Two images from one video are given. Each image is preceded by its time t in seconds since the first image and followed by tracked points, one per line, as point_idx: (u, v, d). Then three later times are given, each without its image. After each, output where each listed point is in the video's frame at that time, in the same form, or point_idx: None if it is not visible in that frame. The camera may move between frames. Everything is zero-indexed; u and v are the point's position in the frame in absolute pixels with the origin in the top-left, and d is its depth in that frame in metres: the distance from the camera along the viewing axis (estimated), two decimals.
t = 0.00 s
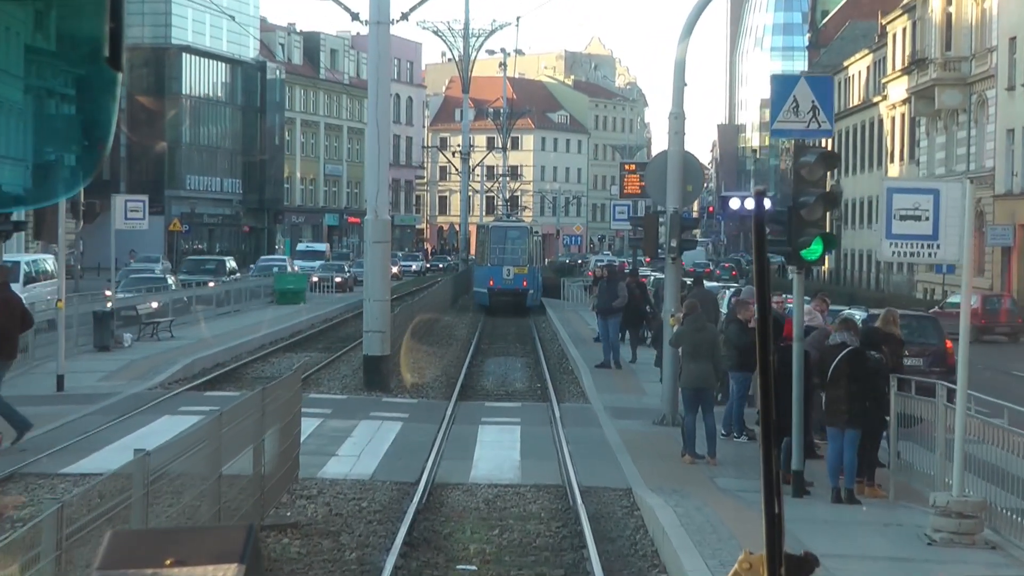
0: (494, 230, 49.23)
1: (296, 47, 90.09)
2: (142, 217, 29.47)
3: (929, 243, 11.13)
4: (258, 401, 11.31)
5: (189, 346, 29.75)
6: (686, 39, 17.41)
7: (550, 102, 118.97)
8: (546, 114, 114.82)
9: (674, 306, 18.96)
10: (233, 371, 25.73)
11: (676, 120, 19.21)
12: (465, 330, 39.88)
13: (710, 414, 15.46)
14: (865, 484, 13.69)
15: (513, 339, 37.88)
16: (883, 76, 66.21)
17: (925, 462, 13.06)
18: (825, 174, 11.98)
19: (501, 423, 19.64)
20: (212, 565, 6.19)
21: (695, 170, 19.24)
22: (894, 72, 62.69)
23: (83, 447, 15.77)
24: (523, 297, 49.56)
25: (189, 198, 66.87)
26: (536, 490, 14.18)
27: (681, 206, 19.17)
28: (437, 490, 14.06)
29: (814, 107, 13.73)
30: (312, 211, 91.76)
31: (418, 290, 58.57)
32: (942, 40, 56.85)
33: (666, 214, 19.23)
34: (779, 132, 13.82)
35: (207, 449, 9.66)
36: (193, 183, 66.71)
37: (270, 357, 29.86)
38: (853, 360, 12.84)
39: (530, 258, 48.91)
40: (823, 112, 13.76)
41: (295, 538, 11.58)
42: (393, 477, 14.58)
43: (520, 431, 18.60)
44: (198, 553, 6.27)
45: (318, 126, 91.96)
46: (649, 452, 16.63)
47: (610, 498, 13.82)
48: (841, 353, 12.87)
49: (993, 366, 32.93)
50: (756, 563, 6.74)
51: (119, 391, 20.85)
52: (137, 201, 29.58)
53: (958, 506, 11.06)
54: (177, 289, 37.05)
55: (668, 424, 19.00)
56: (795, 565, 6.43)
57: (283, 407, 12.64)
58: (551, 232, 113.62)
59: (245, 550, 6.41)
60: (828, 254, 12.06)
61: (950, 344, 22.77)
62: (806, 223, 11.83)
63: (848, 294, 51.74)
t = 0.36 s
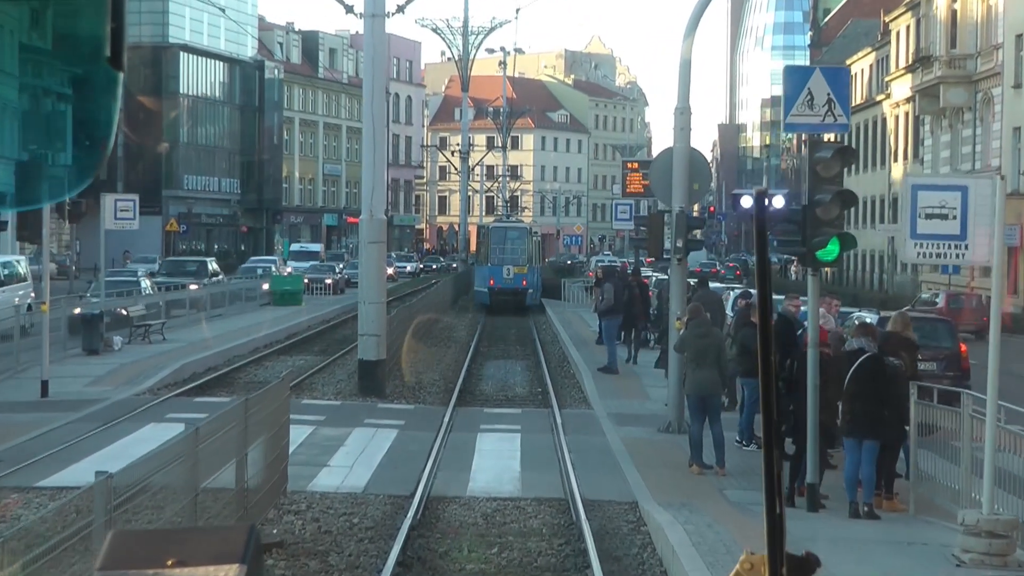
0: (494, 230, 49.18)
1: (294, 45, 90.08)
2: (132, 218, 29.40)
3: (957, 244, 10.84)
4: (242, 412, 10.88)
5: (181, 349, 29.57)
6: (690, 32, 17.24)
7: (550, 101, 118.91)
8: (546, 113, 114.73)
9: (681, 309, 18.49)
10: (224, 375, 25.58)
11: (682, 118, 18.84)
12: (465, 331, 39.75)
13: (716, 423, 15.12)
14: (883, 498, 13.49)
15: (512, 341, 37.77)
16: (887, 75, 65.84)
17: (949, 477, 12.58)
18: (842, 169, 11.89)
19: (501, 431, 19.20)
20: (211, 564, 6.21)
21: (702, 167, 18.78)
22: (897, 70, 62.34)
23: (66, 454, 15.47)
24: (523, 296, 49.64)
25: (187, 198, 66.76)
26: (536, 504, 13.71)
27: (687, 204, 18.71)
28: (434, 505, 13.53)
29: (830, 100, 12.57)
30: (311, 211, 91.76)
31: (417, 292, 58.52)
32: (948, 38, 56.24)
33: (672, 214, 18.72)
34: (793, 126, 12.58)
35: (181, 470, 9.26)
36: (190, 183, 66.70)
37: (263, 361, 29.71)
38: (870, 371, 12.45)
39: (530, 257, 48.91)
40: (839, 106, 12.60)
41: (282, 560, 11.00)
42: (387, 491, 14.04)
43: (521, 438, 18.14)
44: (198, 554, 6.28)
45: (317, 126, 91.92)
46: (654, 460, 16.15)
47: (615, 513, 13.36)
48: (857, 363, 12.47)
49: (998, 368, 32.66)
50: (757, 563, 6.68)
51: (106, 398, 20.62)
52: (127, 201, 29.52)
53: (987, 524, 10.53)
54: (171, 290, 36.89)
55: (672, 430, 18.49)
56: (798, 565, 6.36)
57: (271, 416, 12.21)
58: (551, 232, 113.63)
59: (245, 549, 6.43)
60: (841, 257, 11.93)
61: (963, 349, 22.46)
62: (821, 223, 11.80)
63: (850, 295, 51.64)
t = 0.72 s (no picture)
0: (493, 230, 49.22)
1: (292, 43, 90.16)
2: (122, 218, 29.42)
3: (988, 244, 12.18)
4: (222, 424, 10.10)
5: (173, 353, 29.51)
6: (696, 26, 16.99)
7: (550, 101, 118.97)
8: (545, 113, 114.71)
9: (687, 313, 17.95)
10: (214, 380, 25.46)
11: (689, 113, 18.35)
12: (465, 332, 39.74)
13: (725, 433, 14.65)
14: (902, 512, 13.03)
15: (510, 342, 37.86)
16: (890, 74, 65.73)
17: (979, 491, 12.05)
18: (858, 168, 11.53)
19: (500, 439, 19.02)
20: (214, 564, 6.28)
21: (709, 164, 18.34)
22: (902, 68, 62.26)
23: (49, 461, 15.31)
24: (523, 296, 49.76)
25: (183, 198, 67.10)
26: (537, 519, 13.27)
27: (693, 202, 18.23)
28: (427, 522, 13.02)
29: (848, 93, 12.24)
30: (309, 211, 91.91)
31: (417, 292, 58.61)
32: (952, 36, 55.81)
33: (679, 213, 18.35)
34: (808, 120, 12.30)
35: (155, 489, 8.49)
36: (187, 183, 66.90)
37: (256, 364, 29.60)
38: (891, 378, 11.86)
39: (529, 258, 49.03)
40: (857, 99, 12.24)
41: None
42: (379, 505, 13.59)
43: (520, 448, 17.85)
44: (199, 553, 6.36)
45: (315, 126, 92.06)
46: (661, 473, 15.70)
47: (619, 529, 12.87)
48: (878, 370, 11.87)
49: (1000, 370, 32.50)
50: (758, 564, 6.60)
51: (90, 404, 20.53)
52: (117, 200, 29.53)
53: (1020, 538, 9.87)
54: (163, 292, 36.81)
55: (679, 440, 18.22)
56: (798, 566, 6.32)
57: (255, 427, 11.43)
58: (551, 232, 113.78)
59: (248, 550, 6.47)
60: (863, 256, 11.64)
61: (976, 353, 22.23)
62: (837, 223, 11.51)
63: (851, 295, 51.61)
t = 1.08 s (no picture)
0: (492, 230, 49.16)
1: (290, 42, 90.08)
2: (109, 213, 29.54)
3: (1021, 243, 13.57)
4: (199, 437, 9.44)
5: (161, 355, 29.34)
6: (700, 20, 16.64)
7: (550, 100, 118.84)
8: (544, 112, 114.47)
9: (694, 315, 17.69)
10: (204, 384, 25.23)
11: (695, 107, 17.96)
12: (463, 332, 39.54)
13: (734, 442, 13.80)
14: (924, 527, 12.02)
15: (510, 343, 37.72)
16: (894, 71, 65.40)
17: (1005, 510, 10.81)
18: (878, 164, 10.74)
19: (499, 447, 18.86)
20: (214, 564, 6.22)
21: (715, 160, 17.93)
22: (905, 66, 61.96)
23: (30, 469, 15.03)
24: (522, 295, 49.72)
25: (180, 198, 67.02)
26: (539, 535, 12.56)
27: (700, 199, 17.87)
28: (422, 541, 12.20)
29: (865, 84, 11.66)
30: (307, 211, 91.82)
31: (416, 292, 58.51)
32: (957, 33, 55.29)
33: (685, 212, 17.86)
34: (824, 112, 11.64)
35: (120, 511, 7.78)
36: (184, 183, 66.89)
37: (247, 368, 29.40)
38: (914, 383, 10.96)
39: (528, 257, 49.01)
40: (875, 90, 11.68)
41: None
42: (371, 520, 12.85)
43: (519, 457, 17.56)
44: (200, 554, 6.29)
45: (313, 125, 92.00)
46: (666, 483, 15.18)
47: (625, 546, 12.20)
48: (901, 375, 11.16)
49: (1006, 371, 32.13)
50: (758, 563, 6.54)
51: (74, 410, 20.32)
52: (105, 197, 29.48)
53: None
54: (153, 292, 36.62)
55: (685, 447, 18.00)
56: (799, 566, 6.26)
57: (237, 438, 10.76)
58: (550, 232, 113.71)
59: (249, 550, 6.40)
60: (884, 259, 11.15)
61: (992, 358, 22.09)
62: (856, 222, 10.68)
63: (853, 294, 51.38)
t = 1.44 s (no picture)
0: (491, 231, 49.18)
1: (288, 42, 89.96)
2: (98, 215, 29.40)
3: None
4: (170, 457, 9.12)
5: (151, 358, 29.31)
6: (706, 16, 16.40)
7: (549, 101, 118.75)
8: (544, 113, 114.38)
9: (700, 319, 17.54)
10: (193, 389, 25.17)
11: (701, 103, 17.75)
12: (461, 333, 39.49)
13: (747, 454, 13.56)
14: (949, 547, 11.59)
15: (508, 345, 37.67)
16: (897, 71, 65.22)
17: None
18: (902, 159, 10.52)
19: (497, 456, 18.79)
20: (215, 565, 6.20)
21: (722, 157, 17.69)
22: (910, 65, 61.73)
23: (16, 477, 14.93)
24: (521, 295, 49.70)
25: (177, 199, 67.01)
26: (538, 552, 12.30)
27: (706, 199, 17.58)
28: (414, 561, 11.89)
29: (887, 74, 10.92)
30: (305, 211, 91.76)
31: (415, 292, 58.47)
32: (962, 32, 54.80)
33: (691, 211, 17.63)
34: (844, 106, 10.92)
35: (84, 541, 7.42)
36: (182, 183, 66.84)
37: (239, 372, 29.33)
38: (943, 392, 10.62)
39: (526, 258, 48.97)
40: (898, 82, 10.91)
41: None
42: (362, 538, 12.59)
43: (518, 468, 17.48)
44: (200, 553, 6.27)
45: (311, 125, 91.97)
46: (672, 496, 15.04)
47: (631, 565, 11.89)
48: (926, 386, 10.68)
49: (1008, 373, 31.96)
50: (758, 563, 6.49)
51: (58, 417, 20.25)
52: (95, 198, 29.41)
53: None
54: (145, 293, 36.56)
55: (692, 456, 17.88)
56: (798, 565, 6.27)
57: (219, 451, 10.62)
58: (549, 232, 113.64)
59: (249, 550, 6.37)
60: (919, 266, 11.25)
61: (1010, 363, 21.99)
62: (877, 222, 10.52)
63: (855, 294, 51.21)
